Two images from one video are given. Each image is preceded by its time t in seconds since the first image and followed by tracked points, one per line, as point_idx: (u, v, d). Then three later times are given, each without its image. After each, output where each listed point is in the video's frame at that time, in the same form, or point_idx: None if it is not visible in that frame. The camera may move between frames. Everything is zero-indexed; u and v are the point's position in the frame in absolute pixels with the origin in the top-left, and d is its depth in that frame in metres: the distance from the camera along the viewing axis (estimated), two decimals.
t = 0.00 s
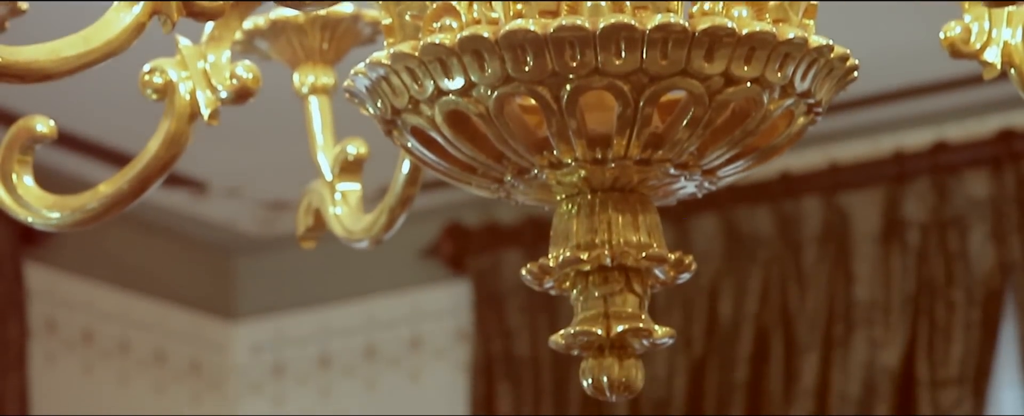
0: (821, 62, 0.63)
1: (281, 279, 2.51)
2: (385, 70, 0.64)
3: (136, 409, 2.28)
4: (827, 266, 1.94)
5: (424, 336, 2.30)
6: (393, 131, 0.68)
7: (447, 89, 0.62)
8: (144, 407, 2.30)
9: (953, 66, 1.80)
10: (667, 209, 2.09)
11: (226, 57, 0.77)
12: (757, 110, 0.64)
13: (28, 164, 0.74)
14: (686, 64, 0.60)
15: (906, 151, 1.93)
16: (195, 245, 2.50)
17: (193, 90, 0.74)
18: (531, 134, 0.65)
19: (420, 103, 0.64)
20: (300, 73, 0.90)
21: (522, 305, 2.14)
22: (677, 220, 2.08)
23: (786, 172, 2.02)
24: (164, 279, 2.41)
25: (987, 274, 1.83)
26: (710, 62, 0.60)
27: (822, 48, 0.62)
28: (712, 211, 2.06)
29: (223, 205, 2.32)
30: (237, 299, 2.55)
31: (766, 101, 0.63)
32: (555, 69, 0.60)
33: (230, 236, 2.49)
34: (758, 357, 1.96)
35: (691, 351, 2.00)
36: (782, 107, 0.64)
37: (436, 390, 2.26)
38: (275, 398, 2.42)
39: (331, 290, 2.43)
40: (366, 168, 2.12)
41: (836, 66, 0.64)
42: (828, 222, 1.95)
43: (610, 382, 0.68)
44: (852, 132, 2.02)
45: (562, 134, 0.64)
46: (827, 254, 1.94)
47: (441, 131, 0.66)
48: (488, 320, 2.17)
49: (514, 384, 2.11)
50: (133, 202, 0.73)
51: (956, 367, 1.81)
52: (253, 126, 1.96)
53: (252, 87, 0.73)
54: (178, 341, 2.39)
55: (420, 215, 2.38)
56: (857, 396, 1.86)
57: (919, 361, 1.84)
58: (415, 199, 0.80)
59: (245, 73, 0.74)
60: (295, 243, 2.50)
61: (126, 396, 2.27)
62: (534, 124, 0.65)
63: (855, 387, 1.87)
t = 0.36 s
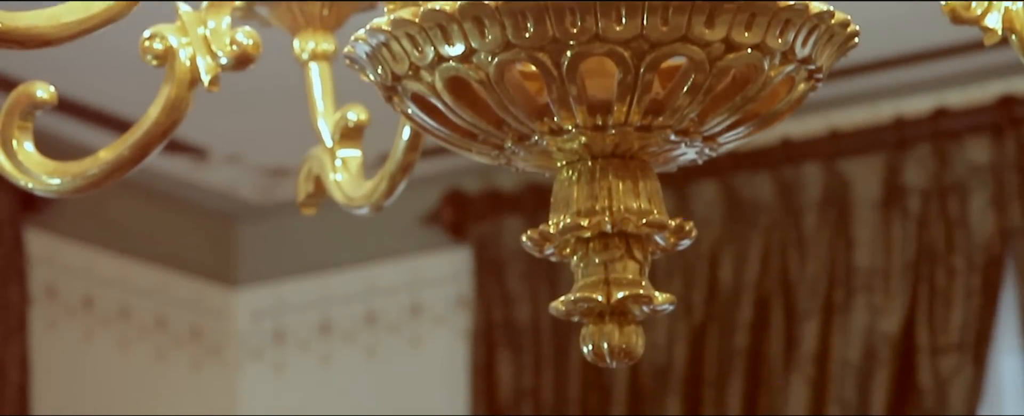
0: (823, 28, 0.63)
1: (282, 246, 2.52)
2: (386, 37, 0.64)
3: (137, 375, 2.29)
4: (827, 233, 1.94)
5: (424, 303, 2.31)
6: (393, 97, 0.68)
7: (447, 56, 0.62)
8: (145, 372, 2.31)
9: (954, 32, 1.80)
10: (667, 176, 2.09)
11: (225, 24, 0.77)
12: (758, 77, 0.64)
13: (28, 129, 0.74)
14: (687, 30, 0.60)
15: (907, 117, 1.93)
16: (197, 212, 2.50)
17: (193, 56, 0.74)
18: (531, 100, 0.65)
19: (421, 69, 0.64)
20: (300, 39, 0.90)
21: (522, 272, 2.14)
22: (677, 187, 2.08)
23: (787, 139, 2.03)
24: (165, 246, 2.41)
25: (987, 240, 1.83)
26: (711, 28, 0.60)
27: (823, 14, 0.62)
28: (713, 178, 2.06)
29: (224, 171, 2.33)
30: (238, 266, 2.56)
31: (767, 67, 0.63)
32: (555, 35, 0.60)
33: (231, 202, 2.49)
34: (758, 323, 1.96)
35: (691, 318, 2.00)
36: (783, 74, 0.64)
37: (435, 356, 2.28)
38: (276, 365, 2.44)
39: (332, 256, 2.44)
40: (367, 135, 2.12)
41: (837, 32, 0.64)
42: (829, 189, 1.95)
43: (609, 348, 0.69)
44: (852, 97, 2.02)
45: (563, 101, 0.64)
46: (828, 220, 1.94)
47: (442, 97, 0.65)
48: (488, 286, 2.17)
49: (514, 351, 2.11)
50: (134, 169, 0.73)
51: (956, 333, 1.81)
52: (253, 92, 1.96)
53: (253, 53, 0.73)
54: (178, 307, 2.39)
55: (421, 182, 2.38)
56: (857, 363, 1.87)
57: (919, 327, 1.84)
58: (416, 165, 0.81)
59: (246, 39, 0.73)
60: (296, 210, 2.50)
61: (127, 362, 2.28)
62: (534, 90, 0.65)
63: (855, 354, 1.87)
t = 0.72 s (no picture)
0: None
1: (282, 213, 2.52)
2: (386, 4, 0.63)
3: (138, 343, 2.30)
4: (827, 201, 1.94)
5: (424, 271, 2.31)
6: (393, 65, 0.68)
7: (447, 24, 0.62)
8: (146, 339, 2.32)
9: None
10: (667, 144, 2.09)
11: None
12: (759, 45, 0.63)
13: (28, 96, 0.74)
14: None
15: (906, 85, 1.94)
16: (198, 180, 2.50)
17: (193, 24, 0.73)
18: (532, 68, 0.65)
19: (421, 37, 0.64)
20: (300, 7, 0.90)
21: (523, 240, 2.15)
22: (678, 156, 2.08)
23: (787, 107, 2.02)
24: (166, 215, 2.41)
25: (987, 208, 1.83)
26: None
27: None
28: (713, 146, 2.06)
29: (224, 139, 2.32)
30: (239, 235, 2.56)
31: (768, 35, 0.63)
32: (556, 3, 0.60)
33: (231, 170, 2.50)
34: (758, 291, 1.97)
35: (691, 286, 2.00)
36: (784, 41, 0.64)
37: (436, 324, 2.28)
38: (275, 332, 2.46)
39: (332, 224, 2.44)
40: (367, 103, 2.12)
41: None
42: (829, 157, 1.96)
43: (609, 316, 0.69)
44: (853, 66, 2.03)
45: (563, 68, 0.64)
46: (828, 188, 1.94)
47: (442, 65, 0.65)
48: (488, 254, 2.18)
49: (514, 319, 2.12)
50: (134, 136, 0.73)
51: (956, 301, 1.81)
52: (253, 60, 1.95)
53: (252, 20, 0.71)
54: (179, 275, 2.40)
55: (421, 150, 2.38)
56: (857, 331, 1.87)
57: (919, 295, 1.84)
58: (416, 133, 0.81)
59: (246, 8, 0.72)
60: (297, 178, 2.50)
61: (128, 330, 2.28)
62: (535, 58, 0.65)
63: (855, 322, 1.87)
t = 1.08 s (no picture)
0: None
1: (282, 182, 2.52)
2: None
3: (138, 312, 2.30)
4: (827, 169, 1.94)
5: (424, 240, 2.31)
6: (393, 34, 0.68)
7: None
8: (146, 308, 2.32)
9: None
10: (667, 113, 2.09)
11: None
12: (759, 14, 0.63)
13: (28, 65, 0.75)
14: None
15: (907, 54, 1.94)
16: (199, 149, 2.50)
17: None
18: (531, 37, 0.64)
19: (420, 6, 0.64)
20: None
21: (523, 208, 2.15)
22: (678, 125, 2.08)
23: (787, 76, 2.02)
24: (166, 183, 2.42)
25: (988, 176, 1.83)
26: None
27: None
28: (712, 115, 2.06)
29: (224, 108, 2.32)
30: (240, 204, 2.57)
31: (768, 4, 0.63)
32: None
33: (232, 139, 2.50)
34: (758, 260, 1.97)
35: (691, 255, 2.00)
36: (784, 11, 0.64)
37: (435, 293, 2.29)
38: (275, 301, 2.47)
39: (331, 193, 2.44)
40: (367, 72, 2.11)
41: None
42: (829, 126, 1.95)
43: (610, 285, 0.69)
44: (853, 36, 2.04)
45: (563, 37, 0.63)
46: (827, 157, 1.94)
47: (442, 33, 0.65)
48: (488, 223, 2.18)
49: (514, 287, 2.12)
50: (134, 105, 0.73)
51: (956, 270, 1.81)
52: (252, 29, 1.95)
53: None
54: (179, 244, 2.40)
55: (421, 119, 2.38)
56: (857, 300, 1.87)
57: (919, 263, 1.84)
58: (416, 102, 0.81)
59: None
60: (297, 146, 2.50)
61: (127, 299, 2.29)
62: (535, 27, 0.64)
63: (855, 291, 1.87)
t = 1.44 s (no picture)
0: None
1: (283, 150, 2.52)
2: None
3: (138, 281, 2.31)
4: (827, 137, 1.94)
5: (424, 208, 2.31)
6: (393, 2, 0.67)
7: None
8: (146, 276, 2.32)
9: None
10: (667, 81, 2.09)
11: None
12: None
13: (26, 33, 0.76)
14: None
15: (908, 21, 1.93)
16: (199, 117, 2.50)
17: None
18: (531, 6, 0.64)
19: None
20: None
21: (523, 176, 2.15)
22: (678, 94, 2.08)
23: (787, 44, 2.02)
24: (166, 151, 2.42)
25: (988, 144, 1.83)
26: None
27: None
28: (713, 83, 2.06)
29: (224, 75, 2.32)
30: (240, 172, 2.56)
31: None
32: None
33: (232, 107, 2.49)
34: (758, 228, 1.97)
35: (691, 223, 2.00)
36: None
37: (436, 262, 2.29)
38: (275, 269, 2.47)
39: (331, 161, 2.44)
40: (367, 40, 2.11)
41: None
42: (829, 93, 1.95)
43: (610, 252, 0.69)
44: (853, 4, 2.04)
45: (563, 6, 0.63)
46: (828, 125, 1.94)
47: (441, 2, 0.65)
48: (488, 191, 2.18)
49: (514, 255, 2.13)
50: (134, 73, 0.72)
51: (956, 237, 1.81)
52: None
53: None
54: (179, 212, 2.40)
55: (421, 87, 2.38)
56: (856, 267, 1.87)
57: (919, 231, 1.84)
58: (416, 70, 0.80)
59: None
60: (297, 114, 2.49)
61: (127, 266, 2.29)
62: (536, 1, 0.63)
63: (854, 258, 1.88)
